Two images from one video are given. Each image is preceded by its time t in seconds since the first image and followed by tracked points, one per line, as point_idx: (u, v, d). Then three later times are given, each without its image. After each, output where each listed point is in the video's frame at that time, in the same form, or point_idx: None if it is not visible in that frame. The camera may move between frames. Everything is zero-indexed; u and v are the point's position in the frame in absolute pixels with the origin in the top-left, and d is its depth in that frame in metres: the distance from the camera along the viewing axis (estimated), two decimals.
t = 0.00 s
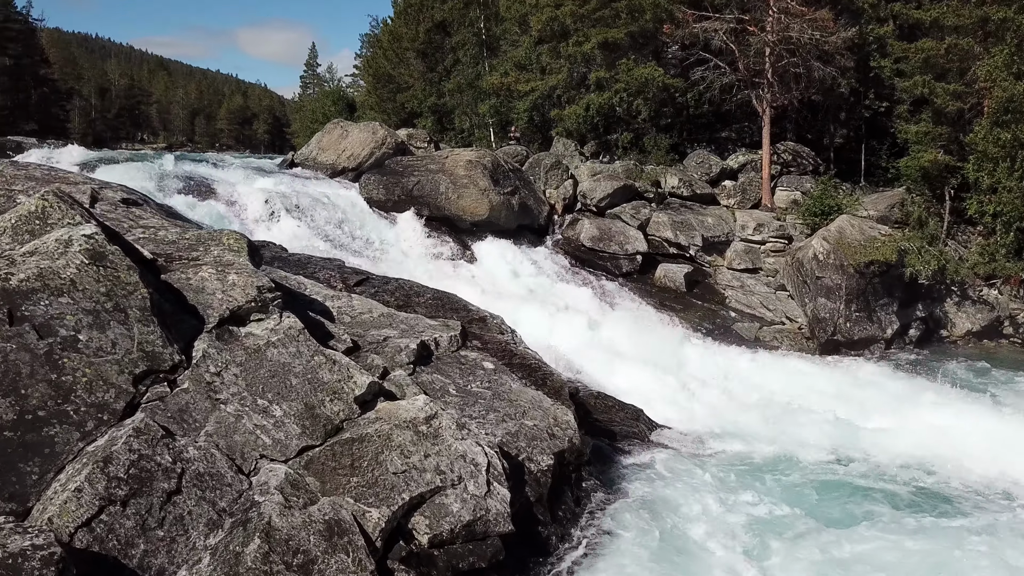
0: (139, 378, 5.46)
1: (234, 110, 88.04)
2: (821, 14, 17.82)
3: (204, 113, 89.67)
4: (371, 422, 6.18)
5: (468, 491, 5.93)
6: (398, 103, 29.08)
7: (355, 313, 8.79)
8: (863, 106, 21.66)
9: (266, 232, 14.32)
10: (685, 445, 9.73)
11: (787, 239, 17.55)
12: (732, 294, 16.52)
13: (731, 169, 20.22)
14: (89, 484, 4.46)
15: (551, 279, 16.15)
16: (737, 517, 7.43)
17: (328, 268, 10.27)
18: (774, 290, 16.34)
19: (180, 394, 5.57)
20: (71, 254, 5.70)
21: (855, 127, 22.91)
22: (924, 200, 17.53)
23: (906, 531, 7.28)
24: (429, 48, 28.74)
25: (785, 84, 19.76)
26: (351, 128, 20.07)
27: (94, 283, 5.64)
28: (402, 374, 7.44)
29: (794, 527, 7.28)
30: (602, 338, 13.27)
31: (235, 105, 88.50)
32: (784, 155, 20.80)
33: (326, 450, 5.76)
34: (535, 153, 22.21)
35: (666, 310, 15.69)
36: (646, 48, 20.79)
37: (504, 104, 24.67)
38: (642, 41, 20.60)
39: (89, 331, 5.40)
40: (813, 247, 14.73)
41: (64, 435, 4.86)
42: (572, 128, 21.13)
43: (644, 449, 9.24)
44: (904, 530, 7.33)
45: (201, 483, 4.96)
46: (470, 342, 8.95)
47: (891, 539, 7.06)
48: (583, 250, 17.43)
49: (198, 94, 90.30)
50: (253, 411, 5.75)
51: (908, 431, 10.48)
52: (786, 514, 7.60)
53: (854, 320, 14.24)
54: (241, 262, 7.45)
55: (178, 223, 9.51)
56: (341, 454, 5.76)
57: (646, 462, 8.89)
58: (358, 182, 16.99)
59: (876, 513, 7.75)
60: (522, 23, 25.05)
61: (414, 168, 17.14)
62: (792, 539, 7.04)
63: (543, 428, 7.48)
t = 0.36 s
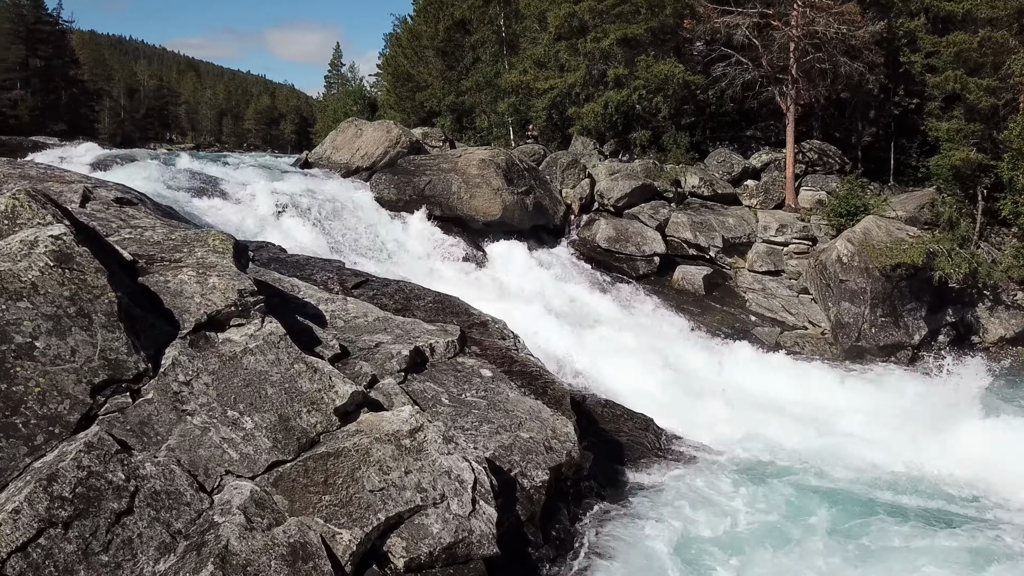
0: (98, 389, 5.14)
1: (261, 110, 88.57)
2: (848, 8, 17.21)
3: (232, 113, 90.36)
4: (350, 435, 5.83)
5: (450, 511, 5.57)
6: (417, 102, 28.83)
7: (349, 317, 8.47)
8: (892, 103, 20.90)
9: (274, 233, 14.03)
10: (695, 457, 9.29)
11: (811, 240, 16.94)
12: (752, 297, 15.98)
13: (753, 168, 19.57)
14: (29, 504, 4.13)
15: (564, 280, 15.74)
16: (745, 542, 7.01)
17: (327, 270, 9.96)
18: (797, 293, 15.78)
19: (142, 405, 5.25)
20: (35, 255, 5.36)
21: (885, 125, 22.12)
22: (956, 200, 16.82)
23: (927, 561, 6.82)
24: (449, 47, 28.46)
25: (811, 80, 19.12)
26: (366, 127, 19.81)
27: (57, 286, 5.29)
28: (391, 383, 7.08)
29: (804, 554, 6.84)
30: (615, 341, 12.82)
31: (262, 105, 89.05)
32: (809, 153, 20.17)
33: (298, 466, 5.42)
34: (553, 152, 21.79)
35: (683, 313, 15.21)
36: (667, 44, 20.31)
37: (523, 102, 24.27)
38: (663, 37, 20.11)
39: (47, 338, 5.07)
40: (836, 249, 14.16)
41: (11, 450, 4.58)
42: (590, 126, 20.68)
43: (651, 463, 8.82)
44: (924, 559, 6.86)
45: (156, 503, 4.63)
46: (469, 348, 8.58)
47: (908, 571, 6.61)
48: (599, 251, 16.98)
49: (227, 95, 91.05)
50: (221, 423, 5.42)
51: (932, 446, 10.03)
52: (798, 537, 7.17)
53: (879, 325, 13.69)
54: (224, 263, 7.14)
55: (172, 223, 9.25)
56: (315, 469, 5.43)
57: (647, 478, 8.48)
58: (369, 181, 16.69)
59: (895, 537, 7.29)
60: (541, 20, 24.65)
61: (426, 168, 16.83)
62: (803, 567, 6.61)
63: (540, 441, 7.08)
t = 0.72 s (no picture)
0: (45, 402, 4.83)
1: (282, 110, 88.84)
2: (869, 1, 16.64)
3: (253, 113, 90.77)
4: (319, 452, 5.49)
5: (422, 534, 5.22)
6: (430, 102, 28.54)
7: (336, 323, 8.14)
8: (915, 100, 20.25)
9: (273, 235, 13.76)
10: (700, 472, 8.85)
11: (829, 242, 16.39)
12: (767, 300, 15.49)
13: (770, 168, 19.02)
14: None
15: (570, 283, 15.35)
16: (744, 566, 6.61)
17: (319, 273, 9.65)
18: (813, 297, 15.26)
19: (93, 420, 4.96)
20: None
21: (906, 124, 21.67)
22: (981, 200, 16.21)
23: None
24: (462, 45, 28.13)
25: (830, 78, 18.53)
26: (374, 126, 19.54)
27: (9, 292, 4.89)
28: (372, 394, 6.74)
29: None
30: (621, 345, 12.38)
31: (283, 105, 89.33)
32: (828, 152, 19.61)
33: (258, 485, 5.09)
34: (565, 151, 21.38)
35: (694, 317, 14.76)
36: (681, 41, 19.87)
37: (536, 101, 23.88)
38: (678, 33, 19.64)
39: None
40: (853, 252, 13.66)
41: None
42: (603, 125, 20.25)
43: (651, 480, 8.45)
44: None
45: (96, 527, 4.31)
46: (460, 355, 8.21)
47: None
48: (608, 252, 16.53)
49: (247, 95, 91.50)
50: (178, 439, 5.10)
51: (949, 464, 9.63)
52: (803, 562, 6.76)
53: (897, 331, 13.17)
54: (199, 267, 6.84)
55: (159, 224, 9.00)
56: (278, 488, 5.09)
57: (646, 497, 8.05)
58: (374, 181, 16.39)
59: (904, 563, 6.85)
60: (554, 17, 24.25)
61: (432, 167, 16.51)
62: None
63: (528, 456, 6.70)
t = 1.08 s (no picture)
0: None
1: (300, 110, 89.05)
2: None
3: (272, 113, 91.06)
4: (281, 473, 5.14)
5: (388, 562, 4.85)
6: (442, 101, 28.24)
7: (320, 330, 7.81)
8: (937, 99, 19.63)
9: (273, 237, 13.45)
10: (700, 489, 8.43)
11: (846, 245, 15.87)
12: (780, 305, 15.01)
13: (785, 168, 18.51)
14: None
15: (576, 285, 14.95)
16: None
17: (308, 277, 9.33)
18: (828, 302, 14.76)
19: (34, 438, 4.70)
20: None
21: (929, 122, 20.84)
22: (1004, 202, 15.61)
23: None
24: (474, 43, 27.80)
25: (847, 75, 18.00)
26: (381, 125, 19.24)
27: None
28: (349, 407, 6.40)
29: None
30: (624, 353, 11.97)
31: (301, 105, 89.53)
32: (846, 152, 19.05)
33: (210, 510, 4.74)
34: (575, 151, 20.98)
35: (704, 322, 14.29)
36: (693, 38, 19.43)
37: (547, 100, 23.50)
38: (690, 30, 19.19)
39: None
40: (870, 255, 13.19)
41: None
42: (613, 124, 19.83)
43: (649, 499, 8.05)
44: None
45: (25, 556, 3.99)
46: (449, 364, 7.85)
47: None
48: (617, 255, 16.12)
49: (266, 95, 91.75)
50: (127, 459, 4.81)
51: (968, 478, 9.16)
52: None
53: (915, 338, 12.64)
54: (170, 272, 6.53)
55: (141, 228, 8.72)
56: (232, 512, 4.74)
57: (639, 518, 7.64)
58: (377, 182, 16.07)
59: None
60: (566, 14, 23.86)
61: (436, 168, 16.18)
62: None
63: (512, 474, 6.32)
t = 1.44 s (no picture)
0: None
1: (321, 111, 89.25)
2: None
3: (293, 114, 91.36)
4: (238, 493, 4.83)
5: None
6: (456, 101, 27.94)
7: (303, 337, 7.50)
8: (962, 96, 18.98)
9: (275, 237, 13.17)
10: (703, 505, 8.01)
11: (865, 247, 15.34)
12: (796, 310, 14.51)
13: (803, 168, 17.97)
14: None
15: (582, 289, 14.56)
16: None
17: (298, 281, 9.03)
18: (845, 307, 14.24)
19: None
20: None
21: (953, 120, 20.26)
22: None
23: None
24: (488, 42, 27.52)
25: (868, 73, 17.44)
26: (390, 125, 18.95)
27: None
28: (324, 420, 6.08)
29: None
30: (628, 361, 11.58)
31: (322, 106, 89.73)
32: (866, 151, 18.47)
33: (155, 536, 4.45)
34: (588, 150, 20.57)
35: (716, 327, 13.83)
36: (709, 36, 18.95)
37: (561, 99, 23.10)
38: (705, 27, 18.71)
39: None
40: (889, 259, 12.68)
41: None
42: (626, 123, 19.40)
43: (649, 512, 7.64)
44: None
45: None
46: (437, 373, 7.50)
47: None
48: (627, 258, 15.72)
49: (287, 95, 92.02)
50: (68, 481, 4.54)
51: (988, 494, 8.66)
52: None
53: (936, 346, 12.11)
54: (138, 277, 6.24)
55: (124, 231, 8.46)
56: (179, 539, 4.44)
57: (636, 535, 7.22)
58: (382, 182, 15.76)
59: None
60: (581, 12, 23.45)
61: (442, 168, 15.86)
62: None
63: (495, 494, 5.96)
